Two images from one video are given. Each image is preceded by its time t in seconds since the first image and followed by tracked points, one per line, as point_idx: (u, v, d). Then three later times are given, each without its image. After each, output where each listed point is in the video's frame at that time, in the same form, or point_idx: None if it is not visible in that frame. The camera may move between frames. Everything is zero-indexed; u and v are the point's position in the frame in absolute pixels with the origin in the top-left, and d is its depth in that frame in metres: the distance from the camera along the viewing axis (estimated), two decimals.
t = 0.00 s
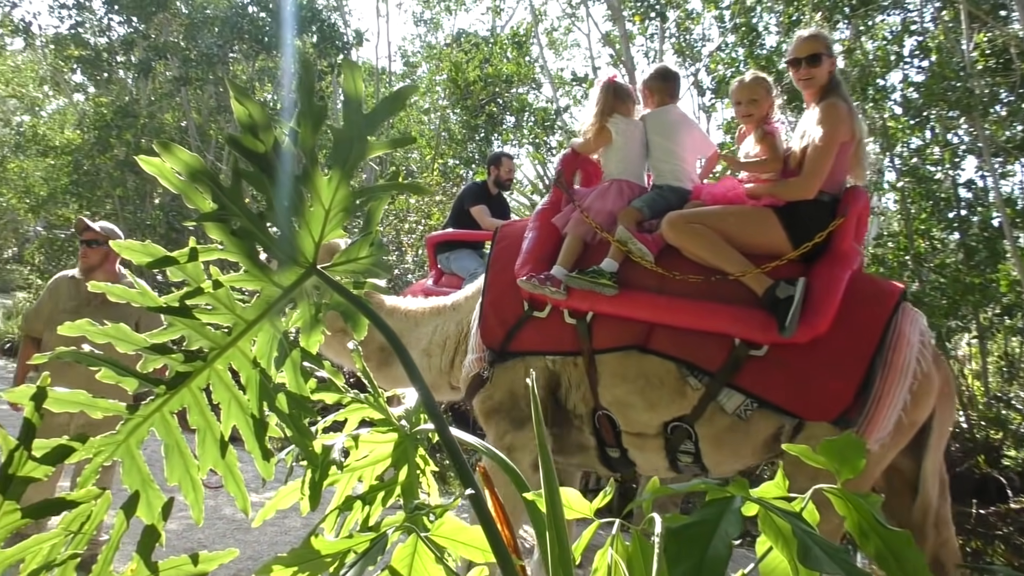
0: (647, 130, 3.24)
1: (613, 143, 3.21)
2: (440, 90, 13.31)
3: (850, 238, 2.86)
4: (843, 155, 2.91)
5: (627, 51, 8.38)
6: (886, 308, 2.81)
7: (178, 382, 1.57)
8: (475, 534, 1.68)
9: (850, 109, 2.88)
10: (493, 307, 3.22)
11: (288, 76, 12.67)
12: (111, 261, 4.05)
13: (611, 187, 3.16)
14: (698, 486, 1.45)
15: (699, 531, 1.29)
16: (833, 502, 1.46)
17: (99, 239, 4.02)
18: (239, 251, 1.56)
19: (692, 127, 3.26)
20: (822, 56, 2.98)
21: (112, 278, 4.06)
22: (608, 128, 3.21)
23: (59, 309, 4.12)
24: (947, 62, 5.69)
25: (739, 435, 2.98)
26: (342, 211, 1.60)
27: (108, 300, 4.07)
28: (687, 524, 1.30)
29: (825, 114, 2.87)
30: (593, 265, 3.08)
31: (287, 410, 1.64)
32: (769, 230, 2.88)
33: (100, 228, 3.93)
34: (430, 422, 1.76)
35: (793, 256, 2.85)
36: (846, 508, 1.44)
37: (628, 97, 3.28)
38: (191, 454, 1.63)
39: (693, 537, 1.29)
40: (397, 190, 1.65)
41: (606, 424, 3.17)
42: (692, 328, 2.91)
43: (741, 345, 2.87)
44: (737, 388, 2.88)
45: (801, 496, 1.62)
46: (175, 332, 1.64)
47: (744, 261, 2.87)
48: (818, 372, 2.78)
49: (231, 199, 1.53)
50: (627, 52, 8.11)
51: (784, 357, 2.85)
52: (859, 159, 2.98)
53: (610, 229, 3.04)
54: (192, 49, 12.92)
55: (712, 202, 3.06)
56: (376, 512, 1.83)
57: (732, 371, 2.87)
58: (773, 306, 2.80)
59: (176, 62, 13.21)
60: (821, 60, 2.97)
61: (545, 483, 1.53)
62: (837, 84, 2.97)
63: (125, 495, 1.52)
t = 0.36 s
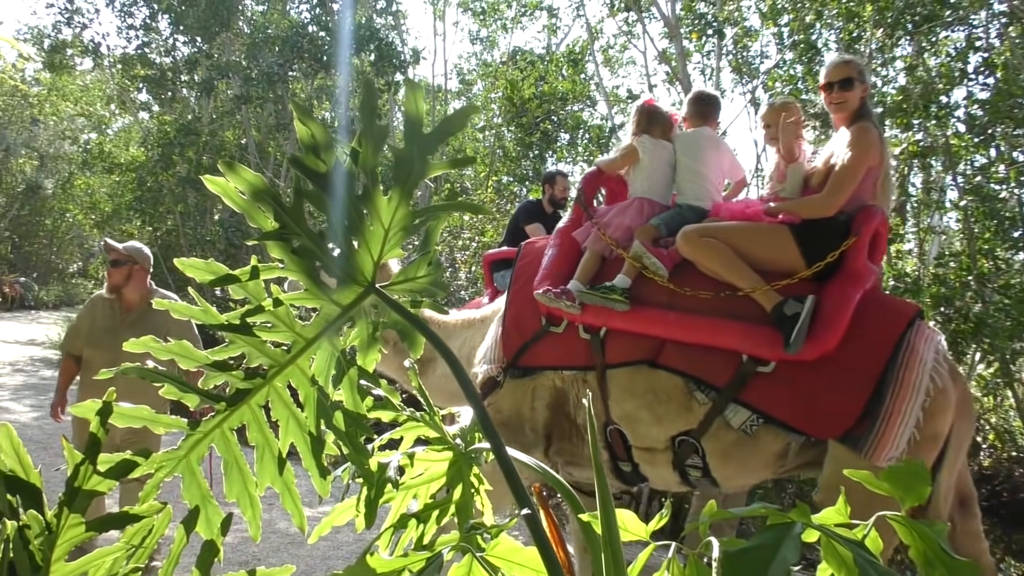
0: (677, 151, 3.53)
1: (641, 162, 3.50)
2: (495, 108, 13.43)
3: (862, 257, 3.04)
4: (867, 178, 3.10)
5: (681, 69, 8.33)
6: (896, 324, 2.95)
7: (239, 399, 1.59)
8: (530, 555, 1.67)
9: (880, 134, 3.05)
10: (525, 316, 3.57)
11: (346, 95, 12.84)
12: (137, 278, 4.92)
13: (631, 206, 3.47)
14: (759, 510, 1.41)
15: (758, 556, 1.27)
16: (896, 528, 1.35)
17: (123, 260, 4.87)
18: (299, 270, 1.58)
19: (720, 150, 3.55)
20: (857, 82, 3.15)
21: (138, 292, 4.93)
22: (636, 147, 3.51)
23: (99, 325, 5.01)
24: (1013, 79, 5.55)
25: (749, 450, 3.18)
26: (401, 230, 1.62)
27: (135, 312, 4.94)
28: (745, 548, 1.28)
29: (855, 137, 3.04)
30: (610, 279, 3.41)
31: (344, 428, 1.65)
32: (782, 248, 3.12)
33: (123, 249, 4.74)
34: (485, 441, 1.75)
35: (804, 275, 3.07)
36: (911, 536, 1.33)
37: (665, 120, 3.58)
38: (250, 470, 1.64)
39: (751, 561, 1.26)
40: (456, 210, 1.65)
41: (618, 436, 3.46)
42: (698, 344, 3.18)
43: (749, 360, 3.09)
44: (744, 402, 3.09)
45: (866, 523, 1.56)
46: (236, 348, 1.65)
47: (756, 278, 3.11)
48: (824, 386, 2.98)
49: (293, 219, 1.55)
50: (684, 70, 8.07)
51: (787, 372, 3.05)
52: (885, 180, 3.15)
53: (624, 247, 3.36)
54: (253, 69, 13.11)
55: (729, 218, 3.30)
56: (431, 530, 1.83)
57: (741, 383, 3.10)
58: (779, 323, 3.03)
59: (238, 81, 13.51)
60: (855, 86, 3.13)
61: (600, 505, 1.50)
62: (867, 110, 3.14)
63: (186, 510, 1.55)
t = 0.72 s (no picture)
0: (663, 166, 3.60)
1: (626, 179, 3.58)
2: (532, 120, 13.47)
3: (842, 262, 3.05)
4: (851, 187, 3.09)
5: (720, 81, 8.29)
6: (875, 327, 2.94)
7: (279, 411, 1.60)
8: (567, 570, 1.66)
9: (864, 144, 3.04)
10: (520, 328, 3.66)
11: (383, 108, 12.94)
12: (160, 284, 5.00)
13: (618, 221, 3.55)
14: (798, 529, 1.39)
15: None
16: (941, 550, 1.31)
17: (147, 269, 4.93)
18: (339, 283, 1.59)
19: (706, 164, 3.60)
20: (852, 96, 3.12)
21: (164, 298, 5.02)
22: (620, 165, 3.60)
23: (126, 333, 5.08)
24: None
25: (731, 455, 3.21)
26: (441, 244, 1.62)
27: (162, 318, 5.04)
28: (784, 569, 1.26)
29: (839, 146, 3.05)
30: (595, 292, 3.48)
31: (382, 440, 1.65)
32: (760, 256, 3.14)
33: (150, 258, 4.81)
34: (523, 455, 1.74)
35: (781, 281, 3.09)
36: (956, 557, 1.29)
37: (651, 134, 3.66)
38: (290, 482, 1.65)
39: None
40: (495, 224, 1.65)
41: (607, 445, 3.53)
42: (679, 351, 3.24)
43: (729, 366, 3.15)
44: (723, 406, 3.14)
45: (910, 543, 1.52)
46: (276, 360, 1.66)
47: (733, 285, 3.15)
48: (802, 390, 2.99)
49: (335, 233, 1.56)
50: (721, 82, 8.03)
51: (767, 378, 3.09)
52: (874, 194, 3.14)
53: (605, 259, 3.44)
54: (292, 82, 13.20)
55: (711, 227, 3.31)
56: (469, 543, 1.82)
57: (720, 389, 3.15)
58: (756, 329, 3.07)
59: (277, 94, 13.67)
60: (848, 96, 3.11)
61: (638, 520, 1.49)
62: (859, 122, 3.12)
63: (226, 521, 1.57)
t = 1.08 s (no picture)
0: (649, 178, 3.92)
1: (615, 190, 3.90)
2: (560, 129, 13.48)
3: (817, 262, 3.23)
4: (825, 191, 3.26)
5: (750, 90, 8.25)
6: (847, 322, 3.08)
7: (313, 419, 1.61)
8: None
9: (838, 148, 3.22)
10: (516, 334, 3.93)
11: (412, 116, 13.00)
12: (194, 295, 5.10)
13: (607, 228, 3.85)
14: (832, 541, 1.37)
15: None
16: (979, 564, 1.29)
17: (182, 279, 5.05)
18: (373, 293, 1.59)
19: (690, 175, 3.92)
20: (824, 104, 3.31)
21: (197, 308, 5.12)
22: (609, 177, 3.91)
23: (161, 342, 5.18)
24: None
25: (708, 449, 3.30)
26: (474, 253, 1.62)
27: (194, 326, 5.12)
28: None
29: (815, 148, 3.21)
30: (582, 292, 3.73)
31: (415, 448, 1.65)
32: (738, 257, 3.33)
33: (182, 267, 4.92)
34: (554, 464, 1.74)
35: (756, 279, 3.27)
36: (993, 571, 1.27)
37: (634, 149, 3.99)
38: (323, 489, 1.66)
39: None
40: (527, 233, 1.65)
41: (590, 442, 3.63)
42: (658, 348, 3.41)
43: (705, 360, 3.30)
44: (699, 399, 3.26)
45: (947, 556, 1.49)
46: (311, 368, 1.67)
47: (711, 283, 3.34)
48: (775, 384, 3.13)
49: (368, 242, 1.56)
50: (751, 90, 7.99)
51: (740, 370, 3.23)
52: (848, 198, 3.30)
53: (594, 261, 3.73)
54: (322, 91, 13.32)
55: (691, 230, 3.52)
56: (501, 551, 1.81)
57: (697, 381, 3.29)
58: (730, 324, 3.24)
59: (307, 103, 13.77)
60: (818, 106, 3.30)
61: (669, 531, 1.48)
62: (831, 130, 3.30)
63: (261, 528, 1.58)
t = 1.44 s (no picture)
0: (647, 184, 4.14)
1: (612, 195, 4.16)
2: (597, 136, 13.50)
3: (800, 262, 3.46)
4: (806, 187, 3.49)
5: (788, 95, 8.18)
6: (825, 321, 3.34)
7: (355, 425, 1.62)
8: None
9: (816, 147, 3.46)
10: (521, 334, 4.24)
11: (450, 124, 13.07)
12: (246, 302, 5.38)
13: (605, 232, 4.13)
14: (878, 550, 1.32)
15: None
16: None
17: (237, 285, 5.34)
18: (413, 301, 1.60)
19: (686, 182, 4.08)
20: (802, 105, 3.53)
21: (247, 314, 5.40)
22: (607, 183, 4.18)
23: (207, 343, 5.40)
24: None
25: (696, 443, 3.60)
26: (514, 260, 1.63)
27: (243, 331, 5.38)
28: None
29: (794, 150, 3.45)
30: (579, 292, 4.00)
31: (455, 455, 1.66)
32: (724, 257, 3.58)
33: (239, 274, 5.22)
34: (593, 470, 1.72)
35: (740, 278, 3.52)
36: None
37: (633, 158, 4.26)
38: (364, 495, 1.68)
39: None
40: (568, 241, 1.64)
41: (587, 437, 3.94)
42: (649, 347, 3.69)
43: (692, 357, 3.57)
44: (686, 395, 3.55)
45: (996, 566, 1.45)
46: (352, 375, 1.68)
47: (697, 283, 3.59)
48: (757, 378, 3.39)
49: (410, 250, 1.57)
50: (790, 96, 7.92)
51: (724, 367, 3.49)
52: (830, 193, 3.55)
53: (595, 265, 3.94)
54: (361, 99, 13.44)
55: (681, 233, 3.75)
56: (540, 558, 1.82)
57: (684, 378, 3.57)
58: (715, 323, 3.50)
59: (345, 111, 13.89)
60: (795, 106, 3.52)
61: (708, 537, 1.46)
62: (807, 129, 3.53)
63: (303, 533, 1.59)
